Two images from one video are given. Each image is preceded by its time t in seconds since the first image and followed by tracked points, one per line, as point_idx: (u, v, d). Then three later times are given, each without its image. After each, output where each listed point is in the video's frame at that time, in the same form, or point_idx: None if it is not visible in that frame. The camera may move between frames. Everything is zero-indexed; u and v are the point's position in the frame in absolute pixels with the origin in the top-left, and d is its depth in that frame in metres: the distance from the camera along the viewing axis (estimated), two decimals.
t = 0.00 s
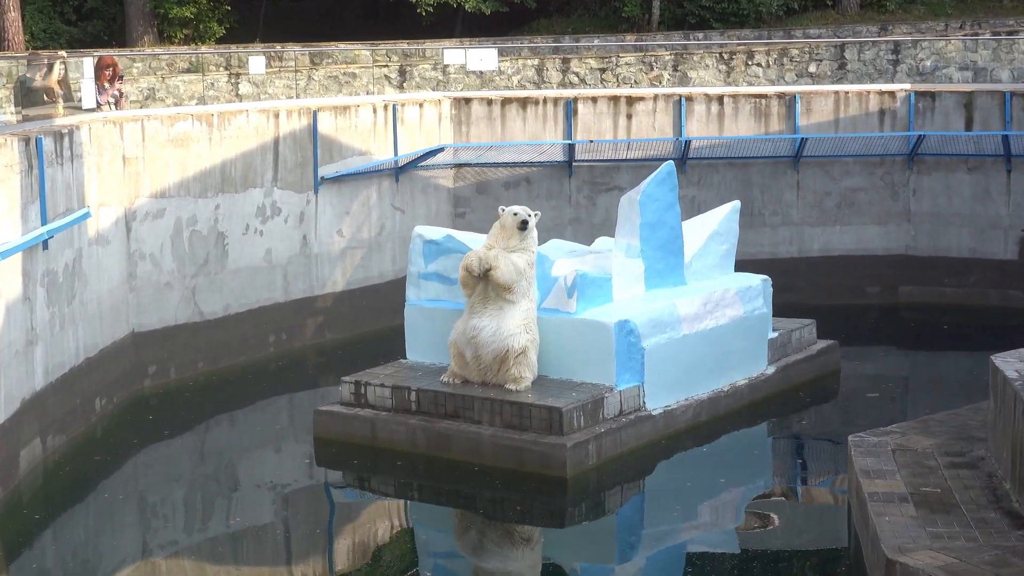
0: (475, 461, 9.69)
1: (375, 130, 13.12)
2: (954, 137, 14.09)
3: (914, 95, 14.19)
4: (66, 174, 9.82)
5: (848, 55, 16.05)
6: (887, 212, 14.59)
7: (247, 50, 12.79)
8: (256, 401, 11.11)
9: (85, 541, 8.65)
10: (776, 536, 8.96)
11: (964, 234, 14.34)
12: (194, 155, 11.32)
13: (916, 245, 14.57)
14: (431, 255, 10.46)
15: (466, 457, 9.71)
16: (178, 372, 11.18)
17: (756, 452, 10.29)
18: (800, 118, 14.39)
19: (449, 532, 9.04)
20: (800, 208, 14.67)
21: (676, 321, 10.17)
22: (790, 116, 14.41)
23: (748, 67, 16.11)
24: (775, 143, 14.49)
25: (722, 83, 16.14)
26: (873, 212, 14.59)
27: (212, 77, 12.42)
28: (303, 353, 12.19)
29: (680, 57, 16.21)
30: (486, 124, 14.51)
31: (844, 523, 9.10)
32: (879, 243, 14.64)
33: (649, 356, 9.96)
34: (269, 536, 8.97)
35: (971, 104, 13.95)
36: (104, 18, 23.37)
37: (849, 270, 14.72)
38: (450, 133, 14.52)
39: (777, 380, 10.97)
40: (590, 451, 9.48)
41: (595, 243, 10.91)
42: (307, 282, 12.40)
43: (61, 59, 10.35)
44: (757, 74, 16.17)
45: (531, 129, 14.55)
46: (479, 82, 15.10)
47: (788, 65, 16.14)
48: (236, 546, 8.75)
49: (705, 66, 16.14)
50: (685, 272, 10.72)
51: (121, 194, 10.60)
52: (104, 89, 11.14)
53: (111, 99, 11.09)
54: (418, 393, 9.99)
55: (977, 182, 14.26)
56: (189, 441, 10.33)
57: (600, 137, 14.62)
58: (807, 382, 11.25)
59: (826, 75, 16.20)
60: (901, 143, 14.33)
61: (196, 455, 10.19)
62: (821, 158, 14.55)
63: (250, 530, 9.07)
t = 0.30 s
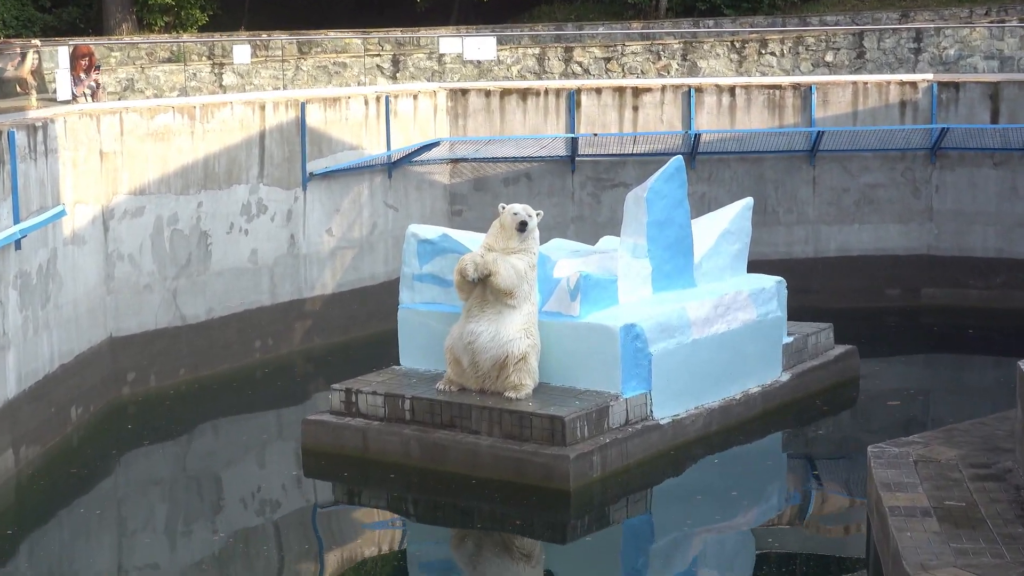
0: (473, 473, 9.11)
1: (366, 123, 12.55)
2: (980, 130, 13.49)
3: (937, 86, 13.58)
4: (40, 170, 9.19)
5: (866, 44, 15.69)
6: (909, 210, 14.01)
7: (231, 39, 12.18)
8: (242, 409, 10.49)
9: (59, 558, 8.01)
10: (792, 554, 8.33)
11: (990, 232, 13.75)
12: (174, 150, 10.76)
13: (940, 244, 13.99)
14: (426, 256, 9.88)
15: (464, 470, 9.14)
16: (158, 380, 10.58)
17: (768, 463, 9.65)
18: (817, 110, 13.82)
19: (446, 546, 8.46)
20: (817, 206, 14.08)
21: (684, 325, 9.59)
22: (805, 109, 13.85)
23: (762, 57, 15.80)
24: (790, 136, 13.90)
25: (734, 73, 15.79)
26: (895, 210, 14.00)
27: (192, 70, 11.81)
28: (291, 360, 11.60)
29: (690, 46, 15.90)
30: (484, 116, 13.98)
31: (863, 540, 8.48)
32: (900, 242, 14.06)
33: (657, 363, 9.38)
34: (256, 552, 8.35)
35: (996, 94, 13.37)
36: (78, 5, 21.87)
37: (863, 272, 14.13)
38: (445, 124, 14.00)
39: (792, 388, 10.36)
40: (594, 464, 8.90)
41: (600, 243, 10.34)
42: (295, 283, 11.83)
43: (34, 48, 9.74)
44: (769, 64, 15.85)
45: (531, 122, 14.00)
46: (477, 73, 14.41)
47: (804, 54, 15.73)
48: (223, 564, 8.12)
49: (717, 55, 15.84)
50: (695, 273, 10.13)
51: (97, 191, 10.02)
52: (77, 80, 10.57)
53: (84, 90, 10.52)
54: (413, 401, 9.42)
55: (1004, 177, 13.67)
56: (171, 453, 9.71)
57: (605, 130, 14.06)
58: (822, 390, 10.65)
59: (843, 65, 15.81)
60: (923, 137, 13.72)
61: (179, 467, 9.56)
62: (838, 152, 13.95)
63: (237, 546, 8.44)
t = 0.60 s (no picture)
0: (470, 486, 8.55)
1: (355, 114, 12.01)
2: (1007, 122, 12.93)
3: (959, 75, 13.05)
4: (11, 164, 8.60)
5: (885, 31, 15.11)
6: (933, 206, 13.42)
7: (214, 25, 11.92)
8: (225, 418, 9.90)
9: None
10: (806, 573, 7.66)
11: (1018, 230, 13.17)
12: (153, 144, 10.18)
13: (965, 243, 13.40)
14: (418, 255, 9.28)
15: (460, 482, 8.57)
16: (135, 388, 10.01)
17: (783, 475, 9.04)
18: (834, 101, 13.27)
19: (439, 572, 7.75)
20: (834, 204, 13.51)
21: (692, 330, 9.02)
22: (821, 99, 13.28)
23: (775, 44, 15.21)
24: (805, 129, 13.37)
25: (745, 61, 15.27)
26: (919, 206, 13.41)
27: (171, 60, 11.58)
28: (276, 367, 11.03)
29: (700, 33, 15.38)
30: (481, 108, 13.42)
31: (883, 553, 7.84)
32: (922, 240, 13.47)
33: (664, 370, 8.81)
34: (239, 570, 7.74)
35: None
36: None
37: (876, 272, 13.56)
38: (439, 115, 13.40)
39: (808, 396, 9.77)
40: (597, 477, 8.33)
41: (604, 242, 9.77)
42: (280, 285, 11.27)
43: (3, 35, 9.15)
44: (784, 53, 15.22)
45: (531, 114, 13.43)
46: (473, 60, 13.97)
47: (820, 42, 15.22)
48: None
49: (729, 41, 15.31)
50: (705, 274, 9.55)
51: (70, 187, 9.44)
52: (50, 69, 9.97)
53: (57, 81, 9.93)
54: (405, 410, 8.85)
55: None
56: (150, 464, 9.14)
57: (609, 122, 13.48)
58: (839, 398, 10.07)
59: (863, 54, 15.28)
60: (947, 130, 13.22)
61: (156, 480, 8.98)
62: (856, 145, 13.37)
63: (219, 563, 7.84)
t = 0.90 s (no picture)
0: (466, 500, 8.08)
1: (346, 108, 11.61)
2: None
3: (982, 67, 12.60)
4: None
5: (904, 22, 14.53)
6: (955, 204, 12.94)
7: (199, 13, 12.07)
8: (210, 426, 9.44)
9: None
10: None
11: None
12: (132, 138, 9.72)
13: (987, 243, 12.91)
14: (412, 255, 8.84)
15: (456, 495, 8.10)
16: (113, 395, 9.55)
17: (795, 489, 8.54)
18: (850, 94, 12.83)
19: None
20: (850, 202, 13.04)
21: (700, 334, 8.55)
22: (836, 91, 12.87)
23: (787, 34, 14.72)
24: (820, 123, 12.89)
25: (756, 51, 14.81)
26: (939, 204, 12.94)
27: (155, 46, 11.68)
28: (262, 372, 10.56)
29: (708, 21, 14.81)
30: (478, 100, 13.06)
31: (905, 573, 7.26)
32: (943, 239, 12.98)
33: (671, 376, 8.35)
34: None
35: None
36: None
37: (888, 273, 13.07)
38: (434, 108, 13.03)
39: (823, 405, 9.29)
40: (600, 489, 7.86)
41: (608, 243, 9.31)
42: (266, 287, 10.82)
43: None
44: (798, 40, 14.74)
45: (531, 106, 13.07)
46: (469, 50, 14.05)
47: (834, 31, 14.66)
48: None
49: (738, 29, 14.77)
50: (713, 275, 9.09)
51: (46, 183, 8.96)
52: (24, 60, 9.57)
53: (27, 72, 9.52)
54: (398, 418, 8.39)
55: None
56: (128, 476, 8.66)
57: (613, 114, 13.09)
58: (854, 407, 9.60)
59: (881, 43, 14.64)
60: (969, 124, 12.70)
61: (135, 491, 8.50)
62: (871, 139, 12.92)
63: None
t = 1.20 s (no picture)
0: (462, 513, 7.57)
1: (335, 96, 11.15)
2: None
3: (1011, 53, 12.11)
4: None
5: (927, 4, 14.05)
6: (981, 200, 12.43)
7: None
8: (194, 432, 8.96)
9: None
10: None
11: None
12: (109, 129, 9.22)
13: (1013, 240, 12.41)
14: (406, 254, 8.33)
15: (452, 508, 7.59)
16: (89, 402, 9.05)
17: (813, 501, 8.03)
18: (870, 82, 12.32)
19: None
20: (870, 196, 12.53)
21: (712, 336, 8.04)
22: (856, 80, 12.35)
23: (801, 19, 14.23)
24: (838, 112, 12.33)
25: (771, 36, 14.28)
26: (964, 199, 12.44)
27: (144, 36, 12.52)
28: (248, 376, 10.07)
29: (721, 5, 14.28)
30: (476, 88, 12.65)
31: None
32: (968, 237, 12.48)
33: (680, 381, 7.83)
34: None
35: None
36: None
37: (905, 272, 12.57)
38: (429, 96, 12.65)
39: (842, 411, 8.78)
40: (605, 502, 7.35)
41: (612, 241, 8.80)
42: (251, 287, 10.34)
43: None
44: (814, 26, 14.25)
45: (532, 96, 12.59)
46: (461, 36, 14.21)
47: (853, 15, 14.15)
48: None
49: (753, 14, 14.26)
50: (724, 274, 8.57)
51: (17, 177, 8.44)
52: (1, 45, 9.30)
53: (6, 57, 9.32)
54: (391, 426, 7.88)
55: None
56: (105, 491, 8.12)
57: (618, 104, 12.61)
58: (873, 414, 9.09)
59: (902, 28, 14.16)
60: (996, 115, 12.19)
61: (113, 505, 7.97)
62: (892, 130, 12.36)
63: None
